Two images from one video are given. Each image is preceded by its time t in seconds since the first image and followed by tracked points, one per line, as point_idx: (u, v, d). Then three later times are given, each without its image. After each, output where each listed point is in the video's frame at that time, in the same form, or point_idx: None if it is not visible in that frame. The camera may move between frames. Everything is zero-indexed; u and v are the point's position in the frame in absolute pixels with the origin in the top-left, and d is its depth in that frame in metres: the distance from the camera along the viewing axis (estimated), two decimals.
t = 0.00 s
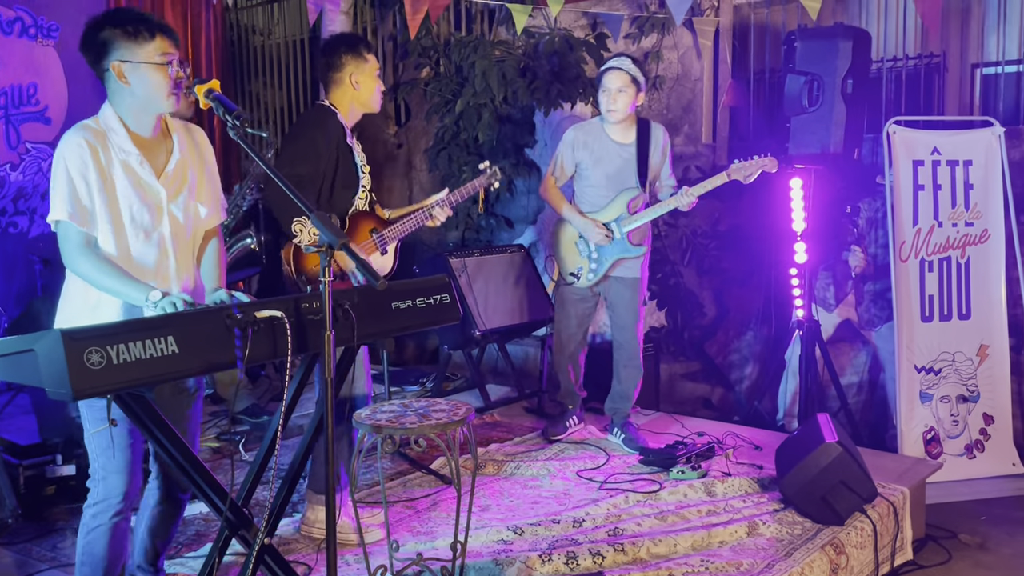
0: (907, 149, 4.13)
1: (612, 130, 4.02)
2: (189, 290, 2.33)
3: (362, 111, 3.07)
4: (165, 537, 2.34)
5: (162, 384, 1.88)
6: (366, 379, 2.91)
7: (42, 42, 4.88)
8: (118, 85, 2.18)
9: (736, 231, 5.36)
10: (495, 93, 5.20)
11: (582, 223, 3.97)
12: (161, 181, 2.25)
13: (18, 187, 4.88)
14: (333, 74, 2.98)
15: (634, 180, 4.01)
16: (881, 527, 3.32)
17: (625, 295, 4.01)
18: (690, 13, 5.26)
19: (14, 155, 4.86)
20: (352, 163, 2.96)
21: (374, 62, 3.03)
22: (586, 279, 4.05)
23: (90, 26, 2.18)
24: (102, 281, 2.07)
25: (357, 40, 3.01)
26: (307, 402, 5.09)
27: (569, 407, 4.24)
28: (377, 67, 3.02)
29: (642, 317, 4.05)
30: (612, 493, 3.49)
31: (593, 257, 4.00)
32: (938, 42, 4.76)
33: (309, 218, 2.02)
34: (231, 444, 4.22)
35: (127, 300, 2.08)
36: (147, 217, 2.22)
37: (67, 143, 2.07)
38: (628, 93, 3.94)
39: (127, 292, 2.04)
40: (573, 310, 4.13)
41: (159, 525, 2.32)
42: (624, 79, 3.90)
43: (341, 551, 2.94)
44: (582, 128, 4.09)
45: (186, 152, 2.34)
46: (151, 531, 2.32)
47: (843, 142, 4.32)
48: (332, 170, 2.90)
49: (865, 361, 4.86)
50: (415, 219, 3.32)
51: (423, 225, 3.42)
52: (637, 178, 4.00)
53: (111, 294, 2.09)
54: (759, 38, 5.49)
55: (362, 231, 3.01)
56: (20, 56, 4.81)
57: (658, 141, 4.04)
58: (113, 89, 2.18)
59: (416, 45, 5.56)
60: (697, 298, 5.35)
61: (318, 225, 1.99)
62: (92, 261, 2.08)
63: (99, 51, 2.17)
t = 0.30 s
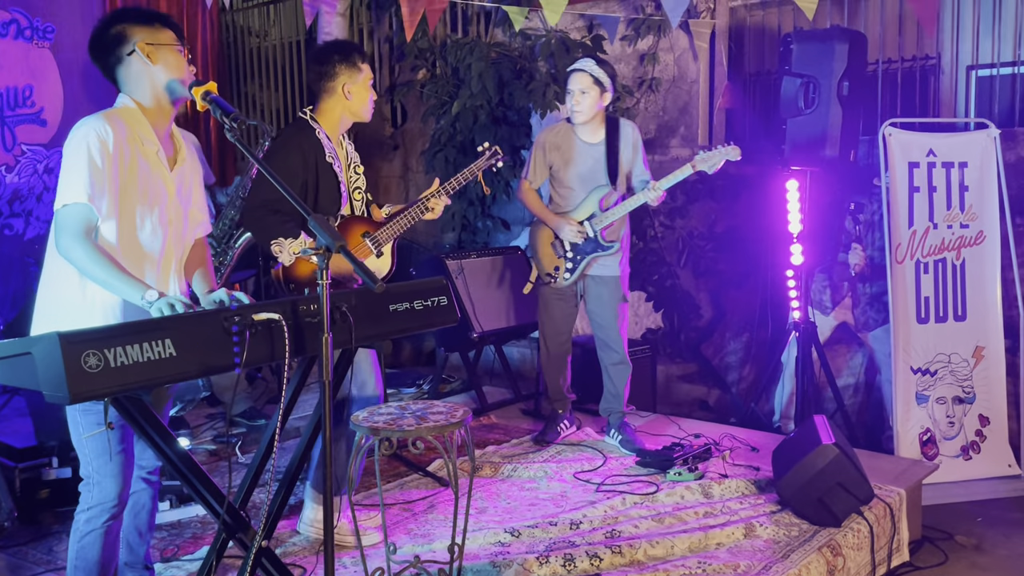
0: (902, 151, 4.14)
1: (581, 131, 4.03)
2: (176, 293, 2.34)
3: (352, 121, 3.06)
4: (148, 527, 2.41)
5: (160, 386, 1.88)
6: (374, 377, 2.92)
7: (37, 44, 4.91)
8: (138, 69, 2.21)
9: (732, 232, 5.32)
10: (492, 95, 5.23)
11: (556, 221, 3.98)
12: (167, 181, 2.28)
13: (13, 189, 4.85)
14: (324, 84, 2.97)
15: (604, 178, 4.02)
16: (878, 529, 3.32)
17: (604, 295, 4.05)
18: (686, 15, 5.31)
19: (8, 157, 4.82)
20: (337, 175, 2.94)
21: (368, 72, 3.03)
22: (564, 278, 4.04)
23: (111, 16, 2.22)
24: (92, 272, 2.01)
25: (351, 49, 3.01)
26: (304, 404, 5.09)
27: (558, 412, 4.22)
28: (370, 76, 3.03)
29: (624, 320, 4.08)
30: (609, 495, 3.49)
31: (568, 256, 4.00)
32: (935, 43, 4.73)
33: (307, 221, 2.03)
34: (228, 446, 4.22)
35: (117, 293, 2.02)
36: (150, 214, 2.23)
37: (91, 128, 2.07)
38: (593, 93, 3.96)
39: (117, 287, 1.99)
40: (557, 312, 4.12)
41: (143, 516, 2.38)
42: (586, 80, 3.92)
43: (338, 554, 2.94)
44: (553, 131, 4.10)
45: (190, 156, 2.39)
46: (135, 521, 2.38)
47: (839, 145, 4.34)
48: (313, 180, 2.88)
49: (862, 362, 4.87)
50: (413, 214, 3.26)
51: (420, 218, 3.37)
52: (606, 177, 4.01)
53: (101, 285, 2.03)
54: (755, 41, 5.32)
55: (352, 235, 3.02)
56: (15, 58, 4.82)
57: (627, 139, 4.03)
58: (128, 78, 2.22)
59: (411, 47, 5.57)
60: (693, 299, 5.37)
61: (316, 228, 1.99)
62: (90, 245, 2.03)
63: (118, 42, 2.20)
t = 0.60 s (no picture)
0: (897, 153, 4.15)
1: (545, 141, 4.04)
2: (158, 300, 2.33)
3: (353, 118, 3.04)
4: (147, 543, 2.34)
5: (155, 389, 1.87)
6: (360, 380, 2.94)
7: (33, 46, 4.90)
8: (143, 79, 2.21)
9: (728, 235, 5.32)
10: (488, 98, 5.25)
11: (533, 232, 4.00)
12: (151, 190, 2.28)
13: (9, 191, 4.85)
14: (324, 85, 2.96)
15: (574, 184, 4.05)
16: (874, 530, 3.33)
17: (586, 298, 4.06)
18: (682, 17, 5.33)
19: (4, 159, 4.81)
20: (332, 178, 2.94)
21: (368, 71, 3.01)
22: (540, 286, 4.04)
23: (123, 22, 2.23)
24: (70, 277, 1.99)
25: (351, 48, 3.00)
26: (300, 407, 5.08)
27: (555, 415, 4.23)
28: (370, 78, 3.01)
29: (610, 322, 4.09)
30: (605, 497, 3.50)
31: (543, 265, 4.01)
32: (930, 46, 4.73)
33: (302, 224, 2.02)
34: (224, 449, 4.21)
35: (96, 297, 2.01)
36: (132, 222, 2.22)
37: (82, 132, 2.06)
38: (556, 103, 3.97)
39: (95, 291, 1.98)
40: (535, 319, 4.12)
41: (140, 532, 2.31)
42: (548, 89, 3.91)
43: (334, 557, 2.93)
44: (518, 143, 4.09)
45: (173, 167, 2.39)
46: (134, 538, 2.31)
47: (835, 147, 4.36)
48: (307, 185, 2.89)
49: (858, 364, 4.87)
50: (416, 220, 3.23)
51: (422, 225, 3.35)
52: (576, 183, 4.04)
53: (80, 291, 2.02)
54: (752, 43, 5.33)
55: (348, 238, 3.04)
56: (12, 60, 4.82)
57: (594, 146, 4.07)
58: (128, 84, 2.21)
59: (408, 49, 5.58)
60: (689, 301, 5.37)
61: (312, 231, 1.99)
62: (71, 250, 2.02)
63: (130, 48, 2.19)
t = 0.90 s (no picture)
0: (894, 155, 4.15)
1: (534, 146, 4.07)
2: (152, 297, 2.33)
3: (342, 122, 3.05)
4: (129, 533, 2.36)
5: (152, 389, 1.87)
6: (368, 378, 2.89)
7: (29, 46, 4.90)
8: (116, 73, 2.19)
9: (725, 236, 5.31)
10: (485, 99, 5.24)
11: (522, 236, 3.98)
12: (142, 186, 2.27)
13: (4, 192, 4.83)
14: (318, 87, 2.96)
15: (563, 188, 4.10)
16: (870, 531, 3.33)
17: (580, 302, 4.12)
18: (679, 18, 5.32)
19: None
20: (334, 171, 2.95)
21: (360, 76, 3.03)
22: (534, 290, 4.04)
23: (81, 14, 2.19)
24: (61, 284, 2.00)
25: (342, 52, 2.99)
26: (296, 407, 5.07)
27: (552, 417, 4.23)
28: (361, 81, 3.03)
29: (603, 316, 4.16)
30: (602, 498, 3.49)
31: (536, 268, 4.02)
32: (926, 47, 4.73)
33: (298, 223, 2.02)
34: (220, 450, 4.20)
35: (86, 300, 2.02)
36: (123, 221, 2.22)
37: (64, 136, 2.06)
38: (546, 110, 4.00)
39: (85, 295, 2.00)
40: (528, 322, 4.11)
41: (121, 522, 2.33)
42: (539, 96, 3.93)
43: (330, 558, 2.92)
44: (505, 148, 4.09)
45: (165, 163, 2.39)
46: (115, 529, 2.33)
47: (832, 148, 4.34)
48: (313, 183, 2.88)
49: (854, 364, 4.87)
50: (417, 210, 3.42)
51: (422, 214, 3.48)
52: (565, 186, 4.09)
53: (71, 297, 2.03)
54: (749, 45, 5.27)
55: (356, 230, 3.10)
56: (8, 60, 4.81)
57: (579, 151, 4.15)
58: (103, 79, 2.19)
59: (405, 50, 5.58)
60: (686, 302, 5.37)
61: (308, 231, 1.98)
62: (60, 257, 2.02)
63: (95, 43, 2.17)
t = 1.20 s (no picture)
0: (892, 156, 4.16)
1: (533, 136, 4.04)
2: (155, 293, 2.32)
3: (352, 119, 3.05)
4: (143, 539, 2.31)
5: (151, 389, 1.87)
6: (360, 377, 2.90)
7: (28, 46, 4.91)
8: (100, 82, 2.17)
9: (723, 237, 5.33)
10: (483, 99, 5.24)
11: (523, 232, 3.99)
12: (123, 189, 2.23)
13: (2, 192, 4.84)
14: (324, 84, 2.95)
15: (563, 178, 4.04)
16: (868, 532, 3.34)
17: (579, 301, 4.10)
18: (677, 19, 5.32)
19: None
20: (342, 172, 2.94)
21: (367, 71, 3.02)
22: (538, 283, 4.05)
23: (65, 16, 2.14)
24: (61, 293, 2.03)
25: (349, 50, 3.00)
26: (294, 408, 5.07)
27: (550, 418, 4.23)
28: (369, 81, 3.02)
29: (599, 320, 4.12)
30: (600, 498, 3.50)
31: (540, 260, 4.01)
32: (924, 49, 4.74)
33: (298, 223, 2.02)
34: (218, 450, 4.20)
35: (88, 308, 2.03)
36: (106, 227, 2.20)
37: (24, 154, 2.04)
38: (544, 99, 3.98)
39: (88, 302, 2.01)
40: (531, 320, 4.14)
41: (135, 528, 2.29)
42: (538, 87, 3.91)
43: (328, 558, 2.92)
44: (507, 136, 4.08)
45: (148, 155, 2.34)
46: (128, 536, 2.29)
47: (830, 149, 4.35)
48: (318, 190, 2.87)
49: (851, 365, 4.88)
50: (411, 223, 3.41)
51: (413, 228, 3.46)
52: (565, 176, 4.04)
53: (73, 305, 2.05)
54: (746, 46, 5.30)
55: (353, 237, 3.02)
56: (7, 61, 4.82)
57: (579, 141, 4.09)
58: (84, 87, 2.16)
59: (403, 51, 5.60)
60: (684, 303, 5.37)
61: (308, 231, 1.99)
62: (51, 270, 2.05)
63: (82, 48, 2.13)
